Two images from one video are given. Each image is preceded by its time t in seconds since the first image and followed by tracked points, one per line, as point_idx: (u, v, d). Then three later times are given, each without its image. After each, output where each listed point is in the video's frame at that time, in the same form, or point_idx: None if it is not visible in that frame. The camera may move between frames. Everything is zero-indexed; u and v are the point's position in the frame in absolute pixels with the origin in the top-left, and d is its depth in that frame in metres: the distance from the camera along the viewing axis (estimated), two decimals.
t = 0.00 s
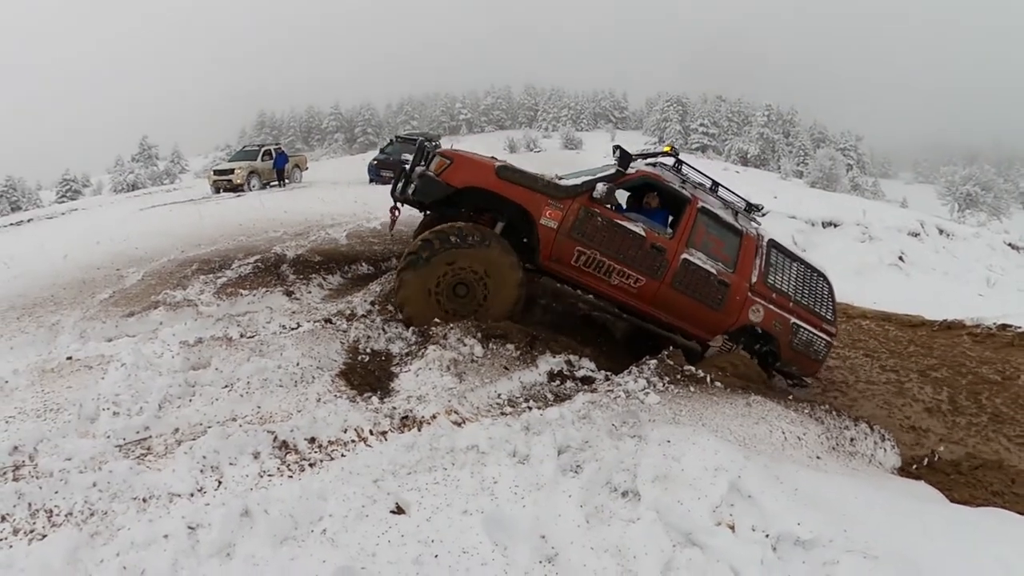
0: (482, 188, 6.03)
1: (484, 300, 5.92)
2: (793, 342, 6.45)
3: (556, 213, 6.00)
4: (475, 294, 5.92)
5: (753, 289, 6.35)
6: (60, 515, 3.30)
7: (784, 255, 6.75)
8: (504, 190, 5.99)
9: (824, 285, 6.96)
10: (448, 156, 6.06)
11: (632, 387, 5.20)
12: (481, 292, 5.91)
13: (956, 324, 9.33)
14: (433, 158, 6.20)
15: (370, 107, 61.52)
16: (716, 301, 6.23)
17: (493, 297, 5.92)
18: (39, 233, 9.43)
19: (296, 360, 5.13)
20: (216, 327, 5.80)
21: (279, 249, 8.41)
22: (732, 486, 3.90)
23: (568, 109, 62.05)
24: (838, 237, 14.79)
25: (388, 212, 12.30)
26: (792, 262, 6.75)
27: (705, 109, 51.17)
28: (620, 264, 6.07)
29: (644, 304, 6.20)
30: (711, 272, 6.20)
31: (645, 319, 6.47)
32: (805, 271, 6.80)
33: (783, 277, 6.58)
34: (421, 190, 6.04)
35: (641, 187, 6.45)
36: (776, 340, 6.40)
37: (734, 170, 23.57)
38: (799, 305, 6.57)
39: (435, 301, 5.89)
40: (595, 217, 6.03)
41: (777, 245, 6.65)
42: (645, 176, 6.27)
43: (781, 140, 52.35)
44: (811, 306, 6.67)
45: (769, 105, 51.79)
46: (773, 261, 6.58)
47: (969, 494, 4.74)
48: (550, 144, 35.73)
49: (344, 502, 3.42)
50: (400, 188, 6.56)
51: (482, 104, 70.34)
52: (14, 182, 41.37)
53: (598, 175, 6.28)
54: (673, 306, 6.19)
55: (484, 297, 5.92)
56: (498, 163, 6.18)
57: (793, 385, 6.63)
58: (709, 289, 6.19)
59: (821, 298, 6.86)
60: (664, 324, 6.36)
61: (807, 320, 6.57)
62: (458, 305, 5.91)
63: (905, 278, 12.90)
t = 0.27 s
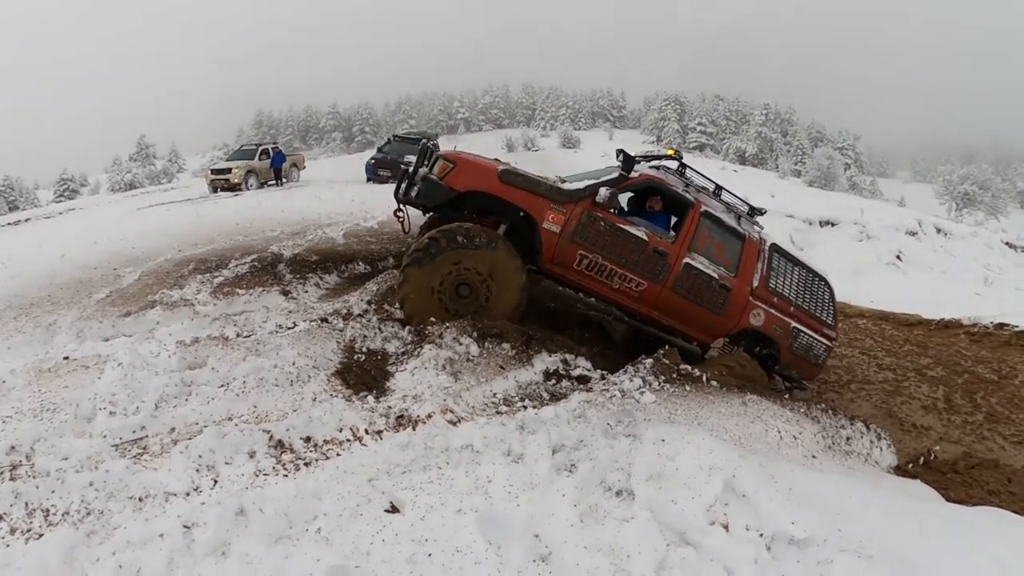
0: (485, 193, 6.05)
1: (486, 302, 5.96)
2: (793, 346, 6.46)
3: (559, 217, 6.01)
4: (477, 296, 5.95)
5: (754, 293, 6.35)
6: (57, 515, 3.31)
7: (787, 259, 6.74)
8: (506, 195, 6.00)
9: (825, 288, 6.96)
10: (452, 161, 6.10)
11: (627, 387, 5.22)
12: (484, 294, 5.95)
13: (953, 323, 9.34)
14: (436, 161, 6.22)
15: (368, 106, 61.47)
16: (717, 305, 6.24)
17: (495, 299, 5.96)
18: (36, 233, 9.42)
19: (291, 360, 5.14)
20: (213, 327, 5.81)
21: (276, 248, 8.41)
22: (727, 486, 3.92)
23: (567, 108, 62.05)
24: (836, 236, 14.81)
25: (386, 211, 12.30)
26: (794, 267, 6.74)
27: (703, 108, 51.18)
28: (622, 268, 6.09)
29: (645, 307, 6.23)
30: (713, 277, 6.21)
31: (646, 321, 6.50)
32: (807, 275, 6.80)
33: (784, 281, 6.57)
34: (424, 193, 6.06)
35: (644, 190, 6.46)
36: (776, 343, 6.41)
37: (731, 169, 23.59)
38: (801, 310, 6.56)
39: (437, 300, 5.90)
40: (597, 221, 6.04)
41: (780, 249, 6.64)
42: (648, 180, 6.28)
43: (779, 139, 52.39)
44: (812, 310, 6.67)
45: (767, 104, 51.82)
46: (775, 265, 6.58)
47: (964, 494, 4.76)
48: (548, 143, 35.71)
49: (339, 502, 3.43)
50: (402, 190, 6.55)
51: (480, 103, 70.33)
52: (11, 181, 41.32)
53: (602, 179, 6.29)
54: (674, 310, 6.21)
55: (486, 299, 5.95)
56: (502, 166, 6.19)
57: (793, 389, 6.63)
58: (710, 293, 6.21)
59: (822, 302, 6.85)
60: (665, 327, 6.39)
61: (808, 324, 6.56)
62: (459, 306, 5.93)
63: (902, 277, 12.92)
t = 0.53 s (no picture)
0: (496, 186, 6.06)
1: (489, 299, 5.98)
2: (796, 346, 6.43)
3: (567, 212, 6.02)
4: (480, 292, 5.98)
5: (758, 293, 6.33)
6: (52, 513, 3.30)
7: (790, 261, 6.73)
8: (517, 189, 6.01)
9: (828, 289, 6.95)
10: (463, 155, 6.13)
11: (623, 384, 5.23)
12: (487, 291, 5.97)
13: (950, 322, 9.36)
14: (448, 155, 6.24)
15: (365, 104, 61.38)
16: (721, 302, 6.24)
17: (498, 297, 5.97)
18: (31, 231, 9.40)
19: (287, 357, 5.14)
20: (208, 325, 5.80)
21: (272, 246, 8.40)
22: (722, 484, 3.92)
23: (564, 106, 62.02)
24: (832, 234, 14.83)
25: (382, 209, 12.29)
26: (797, 268, 6.74)
27: (701, 106, 51.17)
28: (628, 263, 6.09)
29: (650, 303, 6.23)
30: (717, 274, 6.21)
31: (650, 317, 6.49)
32: (810, 276, 6.79)
33: (788, 281, 6.56)
34: (435, 186, 6.07)
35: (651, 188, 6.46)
36: (779, 343, 6.38)
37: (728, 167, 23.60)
38: (804, 310, 6.54)
39: (441, 288, 5.94)
40: (605, 216, 6.04)
41: (783, 250, 6.63)
42: (655, 178, 6.29)
43: (777, 137, 52.42)
44: (815, 311, 6.65)
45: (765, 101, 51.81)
46: (779, 266, 6.56)
47: (961, 492, 4.77)
48: (545, 141, 35.69)
49: (333, 499, 3.43)
50: (414, 183, 6.56)
51: (478, 101, 70.24)
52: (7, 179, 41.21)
53: (610, 176, 6.30)
54: (678, 306, 6.21)
55: (488, 296, 5.97)
56: (512, 161, 6.20)
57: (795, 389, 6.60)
58: (714, 290, 6.21)
59: (825, 304, 6.84)
60: (669, 323, 6.38)
61: (811, 325, 6.54)
62: (461, 299, 5.97)
63: (899, 275, 12.94)
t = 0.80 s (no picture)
0: (496, 177, 6.09)
1: (488, 293, 5.96)
2: (797, 341, 6.38)
3: (565, 202, 6.04)
4: (478, 287, 5.97)
5: (757, 286, 6.31)
6: (50, 509, 3.30)
7: (789, 256, 6.72)
8: (516, 179, 6.05)
9: (829, 285, 6.92)
10: (464, 146, 6.16)
11: (623, 382, 5.22)
12: (485, 285, 5.95)
13: (951, 321, 9.33)
14: (448, 148, 6.29)
15: (367, 102, 61.36)
16: (719, 294, 6.21)
17: (495, 290, 5.94)
18: (32, 228, 9.40)
19: (286, 354, 5.14)
20: (208, 322, 5.80)
21: (272, 243, 8.40)
22: (721, 482, 3.91)
23: (566, 104, 61.96)
24: (834, 233, 14.80)
25: (383, 207, 12.28)
26: (797, 263, 6.71)
27: (703, 104, 51.07)
28: (625, 254, 6.08)
29: (648, 294, 6.20)
30: (715, 266, 6.19)
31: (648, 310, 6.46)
32: (809, 272, 6.76)
33: (787, 277, 6.53)
34: (437, 176, 6.07)
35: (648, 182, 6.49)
36: (779, 337, 6.33)
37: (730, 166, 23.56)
38: (804, 305, 6.51)
39: (442, 293, 5.98)
40: (602, 207, 6.05)
41: (782, 245, 6.62)
42: (652, 170, 6.31)
43: (779, 136, 52.31)
44: (815, 306, 6.61)
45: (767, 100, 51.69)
46: (778, 260, 6.55)
47: (961, 491, 4.76)
48: (547, 139, 35.63)
49: (330, 496, 3.43)
50: (417, 178, 6.61)
51: (480, 99, 70.20)
52: (9, 177, 41.28)
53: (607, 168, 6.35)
54: (676, 298, 6.19)
55: (486, 290, 5.96)
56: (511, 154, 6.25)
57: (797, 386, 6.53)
58: (712, 282, 6.19)
59: (826, 300, 6.80)
60: (667, 316, 6.35)
61: (811, 320, 6.50)
62: (462, 297, 5.98)
63: (901, 273, 12.91)
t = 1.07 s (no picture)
0: (497, 172, 6.08)
1: (493, 299, 5.94)
2: (799, 338, 6.36)
3: (566, 197, 6.03)
4: (483, 292, 5.94)
5: (759, 283, 6.29)
6: (54, 507, 3.32)
7: (790, 253, 6.71)
8: (517, 175, 6.04)
9: (830, 282, 6.91)
10: (465, 142, 6.16)
11: (627, 382, 5.21)
12: (490, 289, 5.93)
13: (956, 322, 9.29)
14: (450, 144, 6.29)
15: (372, 102, 61.44)
16: (721, 291, 6.20)
17: (501, 296, 5.94)
18: (38, 228, 9.44)
19: (290, 354, 5.15)
20: (213, 321, 5.81)
21: (277, 243, 8.42)
22: (725, 483, 3.90)
23: (570, 104, 61.92)
24: (838, 233, 14.76)
25: (387, 207, 12.30)
26: (798, 260, 6.70)
27: (707, 104, 50.98)
28: (627, 250, 6.07)
29: (650, 291, 6.18)
30: (717, 262, 6.18)
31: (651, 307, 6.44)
32: (811, 269, 6.75)
33: (789, 273, 6.52)
34: (438, 171, 6.05)
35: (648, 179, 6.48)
36: (782, 334, 6.31)
37: (734, 166, 23.52)
38: (806, 302, 6.49)
39: (445, 295, 5.93)
40: (603, 202, 6.04)
41: (783, 242, 6.61)
42: (653, 166, 6.31)
43: (784, 136, 52.17)
44: (817, 303, 6.59)
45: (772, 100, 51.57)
46: (779, 257, 6.53)
47: (966, 493, 4.73)
48: (551, 139, 35.62)
49: (334, 496, 3.43)
50: (418, 175, 6.63)
51: (484, 99, 70.22)
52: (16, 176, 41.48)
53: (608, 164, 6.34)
54: (678, 294, 6.17)
55: (491, 295, 5.94)
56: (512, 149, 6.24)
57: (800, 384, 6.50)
58: (715, 278, 6.17)
59: (828, 297, 6.78)
60: (669, 313, 6.33)
61: (814, 316, 6.48)
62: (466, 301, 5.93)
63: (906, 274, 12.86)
